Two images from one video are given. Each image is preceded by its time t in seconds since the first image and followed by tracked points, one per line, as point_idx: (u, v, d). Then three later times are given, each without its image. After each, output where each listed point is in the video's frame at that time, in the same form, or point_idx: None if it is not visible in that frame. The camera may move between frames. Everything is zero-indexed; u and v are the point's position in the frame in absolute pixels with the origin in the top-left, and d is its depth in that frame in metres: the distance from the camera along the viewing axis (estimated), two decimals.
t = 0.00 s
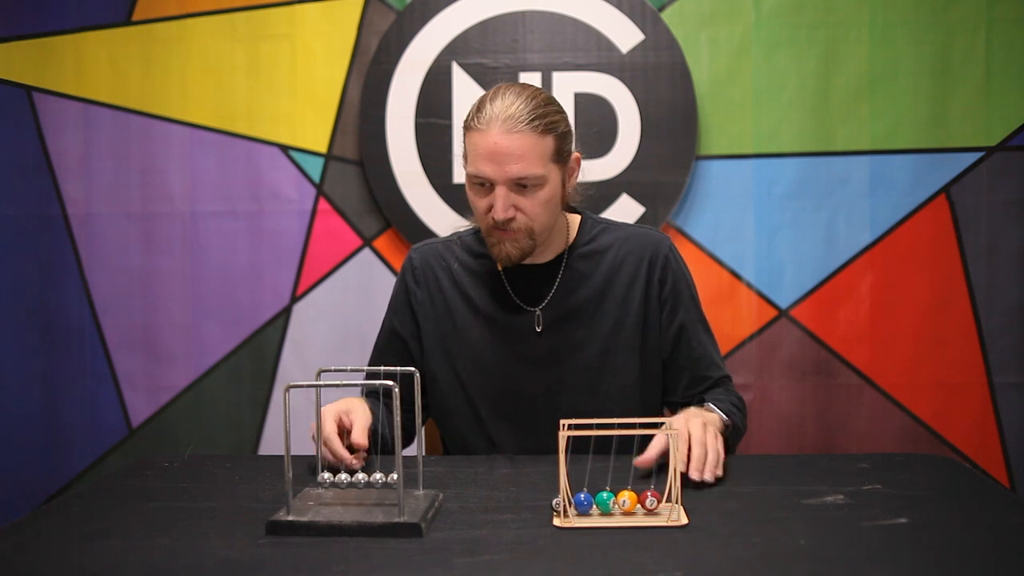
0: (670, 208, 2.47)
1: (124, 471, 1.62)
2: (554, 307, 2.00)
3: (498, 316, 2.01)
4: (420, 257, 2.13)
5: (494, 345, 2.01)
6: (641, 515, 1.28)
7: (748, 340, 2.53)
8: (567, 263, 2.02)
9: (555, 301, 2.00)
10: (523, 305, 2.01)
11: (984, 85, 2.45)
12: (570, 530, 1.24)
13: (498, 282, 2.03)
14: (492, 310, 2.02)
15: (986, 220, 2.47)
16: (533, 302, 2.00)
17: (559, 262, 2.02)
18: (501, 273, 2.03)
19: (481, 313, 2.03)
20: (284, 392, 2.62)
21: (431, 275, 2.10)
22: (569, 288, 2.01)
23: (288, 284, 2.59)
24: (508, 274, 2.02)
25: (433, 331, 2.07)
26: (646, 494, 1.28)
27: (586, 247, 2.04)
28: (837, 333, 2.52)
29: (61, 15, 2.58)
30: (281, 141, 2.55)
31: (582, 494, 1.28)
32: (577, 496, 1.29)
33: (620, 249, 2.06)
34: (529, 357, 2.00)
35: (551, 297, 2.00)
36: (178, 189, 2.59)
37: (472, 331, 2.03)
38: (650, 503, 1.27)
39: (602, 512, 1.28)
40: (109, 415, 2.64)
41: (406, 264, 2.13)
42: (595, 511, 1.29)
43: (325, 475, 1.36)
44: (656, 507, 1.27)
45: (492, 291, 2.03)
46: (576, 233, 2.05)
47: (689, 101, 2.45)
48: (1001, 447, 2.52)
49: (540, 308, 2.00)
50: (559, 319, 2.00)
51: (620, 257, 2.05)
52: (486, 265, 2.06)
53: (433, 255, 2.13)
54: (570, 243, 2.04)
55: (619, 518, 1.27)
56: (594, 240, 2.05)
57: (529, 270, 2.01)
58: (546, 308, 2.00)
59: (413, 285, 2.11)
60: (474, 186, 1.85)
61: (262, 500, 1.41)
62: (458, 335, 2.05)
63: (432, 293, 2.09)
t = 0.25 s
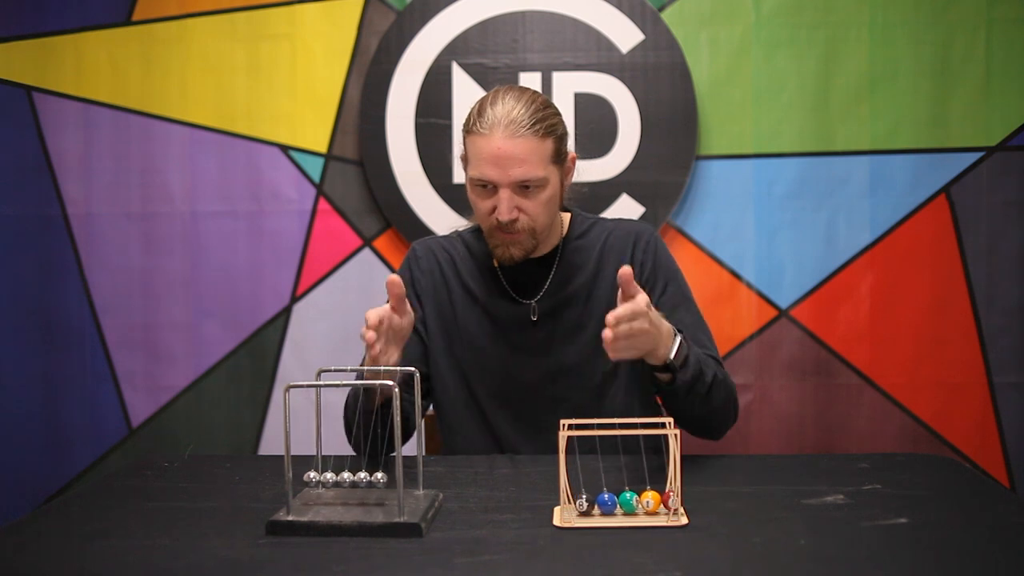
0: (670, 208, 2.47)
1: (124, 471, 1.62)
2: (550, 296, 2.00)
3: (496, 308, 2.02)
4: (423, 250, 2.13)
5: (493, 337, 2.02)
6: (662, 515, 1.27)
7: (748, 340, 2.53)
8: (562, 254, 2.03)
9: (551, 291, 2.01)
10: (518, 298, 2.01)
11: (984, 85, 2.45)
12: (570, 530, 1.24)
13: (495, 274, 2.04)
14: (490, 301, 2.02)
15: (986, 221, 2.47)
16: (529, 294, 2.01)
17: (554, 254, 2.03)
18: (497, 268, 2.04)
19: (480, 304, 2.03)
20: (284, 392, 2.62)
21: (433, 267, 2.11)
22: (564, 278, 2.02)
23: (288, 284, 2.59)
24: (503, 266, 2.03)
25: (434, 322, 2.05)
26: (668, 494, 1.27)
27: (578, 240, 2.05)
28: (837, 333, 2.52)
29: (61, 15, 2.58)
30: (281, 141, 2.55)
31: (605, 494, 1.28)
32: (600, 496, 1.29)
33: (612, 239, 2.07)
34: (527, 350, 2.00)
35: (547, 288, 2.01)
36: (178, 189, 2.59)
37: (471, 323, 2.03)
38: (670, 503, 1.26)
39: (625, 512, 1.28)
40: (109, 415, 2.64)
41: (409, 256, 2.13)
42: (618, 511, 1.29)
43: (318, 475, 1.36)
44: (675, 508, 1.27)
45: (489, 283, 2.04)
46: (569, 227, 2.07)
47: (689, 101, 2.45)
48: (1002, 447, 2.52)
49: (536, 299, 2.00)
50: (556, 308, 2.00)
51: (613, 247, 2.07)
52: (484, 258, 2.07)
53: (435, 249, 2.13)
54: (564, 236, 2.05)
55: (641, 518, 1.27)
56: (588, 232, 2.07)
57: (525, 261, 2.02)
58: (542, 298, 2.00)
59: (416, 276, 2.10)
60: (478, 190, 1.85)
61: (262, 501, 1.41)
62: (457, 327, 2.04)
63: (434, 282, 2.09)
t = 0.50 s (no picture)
0: (670, 208, 2.47)
1: (124, 471, 1.62)
2: (547, 294, 2.01)
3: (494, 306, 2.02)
4: (423, 250, 2.13)
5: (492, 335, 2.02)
6: (646, 515, 1.28)
7: (748, 340, 2.53)
8: (558, 253, 2.04)
9: (547, 288, 2.01)
10: (515, 294, 2.01)
11: (984, 85, 2.45)
12: (570, 530, 1.24)
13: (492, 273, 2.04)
14: (487, 299, 2.03)
15: (986, 221, 2.47)
16: (525, 290, 2.01)
17: (549, 252, 2.04)
18: (494, 266, 2.04)
19: (478, 302, 2.04)
20: (283, 392, 2.62)
21: (434, 267, 2.10)
22: (560, 275, 2.02)
23: (288, 284, 2.59)
24: (501, 265, 2.04)
25: (435, 321, 2.06)
26: (650, 494, 1.28)
27: (575, 238, 2.06)
28: (837, 333, 2.52)
29: (61, 15, 2.58)
30: (281, 141, 2.55)
31: (587, 494, 1.28)
32: (581, 496, 1.29)
33: (608, 238, 2.07)
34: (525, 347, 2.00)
35: (543, 285, 2.01)
36: (178, 189, 2.59)
37: (471, 321, 2.03)
38: (655, 504, 1.27)
39: (606, 512, 1.28)
40: (109, 415, 2.64)
41: (409, 256, 2.13)
42: (597, 511, 1.29)
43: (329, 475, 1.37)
44: (660, 507, 1.27)
45: (487, 281, 2.04)
46: (565, 226, 2.08)
47: (689, 101, 2.45)
48: (1002, 447, 2.52)
49: (533, 294, 2.01)
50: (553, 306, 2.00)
51: (609, 245, 2.07)
52: (481, 257, 2.07)
53: (435, 249, 2.13)
54: (560, 235, 2.06)
55: (625, 518, 1.27)
56: (584, 230, 2.07)
57: (522, 259, 2.03)
58: (539, 295, 2.01)
59: (416, 276, 2.10)
60: (480, 180, 1.85)
61: (262, 501, 1.41)
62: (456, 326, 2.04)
63: (433, 282, 2.09)
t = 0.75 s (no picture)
0: (670, 208, 2.47)
1: (124, 471, 1.62)
2: (543, 295, 2.01)
3: (492, 307, 2.02)
4: (420, 254, 2.13)
5: (490, 335, 2.01)
6: (654, 515, 1.27)
7: (748, 340, 2.53)
8: (555, 253, 2.04)
9: (543, 288, 2.02)
10: (512, 295, 2.02)
11: (984, 85, 2.45)
12: (570, 530, 1.24)
13: (489, 275, 2.05)
14: (485, 299, 2.03)
15: (986, 221, 2.47)
16: (522, 290, 2.02)
17: (545, 252, 2.05)
18: (492, 267, 2.05)
19: (476, 303, 2.04)
20: (283, 392, 2.62)
21: (432, 270, 2.10)
22: (557, 275, 2.03)
23: (288, 284, 2.59)
24: (498, 266, 2.05)
25: (433, 324, 2.06)
26: (657, 494, 1.27)
27: (572, 239, 2.06)
28: (836, 333, 2.52)
29: (61, 15, 2.58)
30: (281, 141, 2.55)
31: (595, 494, 1.28)
32: (590, 495, 1.29)
33: (605, 239, 2.07)
34: (523, 347, 2.00)
35: (540, 285, 2.02)
36: (178, 189, 2.59)
37: (469, 323, 2.03)
38: (662, 504, 1.26)
39: (615, 512, 1.28)
40: (109, 415, 2.64)
41: (406, 260, 2.13)
42: (608, 511, 1.29)
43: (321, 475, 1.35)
44: (669, 508, 1.26)
45: (484, 282, 2.04)
46: (563, 227, 2.08)
47: (689, 101, 2.45)
48: (1002, 447, 2.52)
49: (530, 293, 2.02)
50: (549, 306, 2.01)
51: (606, 246, 2.07)
52: (478, 258, 2.07)
53: (432, 252, 2.13)
54: (557, 235, 2.06)
55: (633, 518, 1.27)
56: (582, 231, 2.07)
57: (519, 260, 2.04)
58: (535, 296, 2.01)
59: (414, 280, 2.10)
60: (471, 174, 1.85)
61: (262, 500, 1.41)
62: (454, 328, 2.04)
63: (431, 285, 2.09)
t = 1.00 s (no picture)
0: (670, 208, 2.47)
1: (124, 471, 1.62)
2: (543, 295, 2.02)
3: (492, 306, 2.03)
4: (420, 254, 2.13)
5: (490, 335, 2.01)
6: (657, 516, 1.28)
7: (748, 340, 2.53)
8: (555, 254, 2.05)
9: (543, 288, 2.02)
10: (512, 295, 2.02)
11: (984, 85, 2.45)
12: (570, 530, 1.24)
13: (489, 275, 2.05)
14: (485, 299, 2.04)
15: (986, 220, 2.47)
16: (522, 289, 2.03)
17: (544, 252, 2.05)
18: (492, 267, 2.06)
19: (476, 303, 2.04)
20: (283, 392, 2.62)
21: (432, 270, 2.10)
22: (556, 275, 2.03)
23: (288, 284, 2.59)
24: (498, 265, 2.05)
25: (434, 324, 2.06)
26: (662, 493, 1.28)
27: (572, 239, 2.06)
28: (837, 333, 2.52)
29: (61, 15, 2.58)
30: (281, 141, 2.55)
31: (600, 494, 1.28)
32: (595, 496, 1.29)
33: (604, 239, 2.08)
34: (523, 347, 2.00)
35: (540, 284, 2.03)
36: (178, 189, 2.59)
37: (469, 323, 2.03)
38: (665, 503, 1.26)
39: (620, 512, 1.28)
40: (109, 415, 2.64)
41: (406, 260, 2.13)
42: (613, 511, 1.29)
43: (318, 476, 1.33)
44: (671, 508, 1.27)
45: (485, 282, 2.05)
46: (563, 227, 2.08)
47: (689, 101, 2.45)
48: (1002, 447, 2.52)
49: (529, 293, 2.02)
50: (549, 306, 2.01)
51: (605, 246, 2.07)
52: (479, 259, 2.08)
53: (432, 252, 2.13)
54: (558, 235, 2.07)
55: (636, 518, 1.27)
56: (582, 231, 2.08)
57: (518, 260, 2.04)
58: (535, 296, 2.02)
59: (414, 280, 2.10)
60: (472, 170, 1.85)
61: (262, 500, 1.41)
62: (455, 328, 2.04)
63: (431, 286, 2.09)
